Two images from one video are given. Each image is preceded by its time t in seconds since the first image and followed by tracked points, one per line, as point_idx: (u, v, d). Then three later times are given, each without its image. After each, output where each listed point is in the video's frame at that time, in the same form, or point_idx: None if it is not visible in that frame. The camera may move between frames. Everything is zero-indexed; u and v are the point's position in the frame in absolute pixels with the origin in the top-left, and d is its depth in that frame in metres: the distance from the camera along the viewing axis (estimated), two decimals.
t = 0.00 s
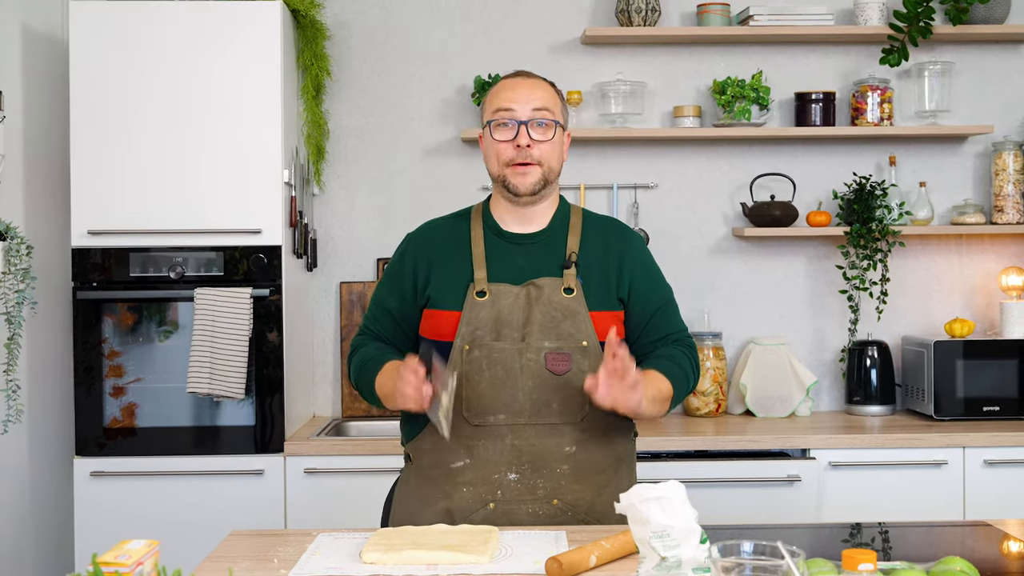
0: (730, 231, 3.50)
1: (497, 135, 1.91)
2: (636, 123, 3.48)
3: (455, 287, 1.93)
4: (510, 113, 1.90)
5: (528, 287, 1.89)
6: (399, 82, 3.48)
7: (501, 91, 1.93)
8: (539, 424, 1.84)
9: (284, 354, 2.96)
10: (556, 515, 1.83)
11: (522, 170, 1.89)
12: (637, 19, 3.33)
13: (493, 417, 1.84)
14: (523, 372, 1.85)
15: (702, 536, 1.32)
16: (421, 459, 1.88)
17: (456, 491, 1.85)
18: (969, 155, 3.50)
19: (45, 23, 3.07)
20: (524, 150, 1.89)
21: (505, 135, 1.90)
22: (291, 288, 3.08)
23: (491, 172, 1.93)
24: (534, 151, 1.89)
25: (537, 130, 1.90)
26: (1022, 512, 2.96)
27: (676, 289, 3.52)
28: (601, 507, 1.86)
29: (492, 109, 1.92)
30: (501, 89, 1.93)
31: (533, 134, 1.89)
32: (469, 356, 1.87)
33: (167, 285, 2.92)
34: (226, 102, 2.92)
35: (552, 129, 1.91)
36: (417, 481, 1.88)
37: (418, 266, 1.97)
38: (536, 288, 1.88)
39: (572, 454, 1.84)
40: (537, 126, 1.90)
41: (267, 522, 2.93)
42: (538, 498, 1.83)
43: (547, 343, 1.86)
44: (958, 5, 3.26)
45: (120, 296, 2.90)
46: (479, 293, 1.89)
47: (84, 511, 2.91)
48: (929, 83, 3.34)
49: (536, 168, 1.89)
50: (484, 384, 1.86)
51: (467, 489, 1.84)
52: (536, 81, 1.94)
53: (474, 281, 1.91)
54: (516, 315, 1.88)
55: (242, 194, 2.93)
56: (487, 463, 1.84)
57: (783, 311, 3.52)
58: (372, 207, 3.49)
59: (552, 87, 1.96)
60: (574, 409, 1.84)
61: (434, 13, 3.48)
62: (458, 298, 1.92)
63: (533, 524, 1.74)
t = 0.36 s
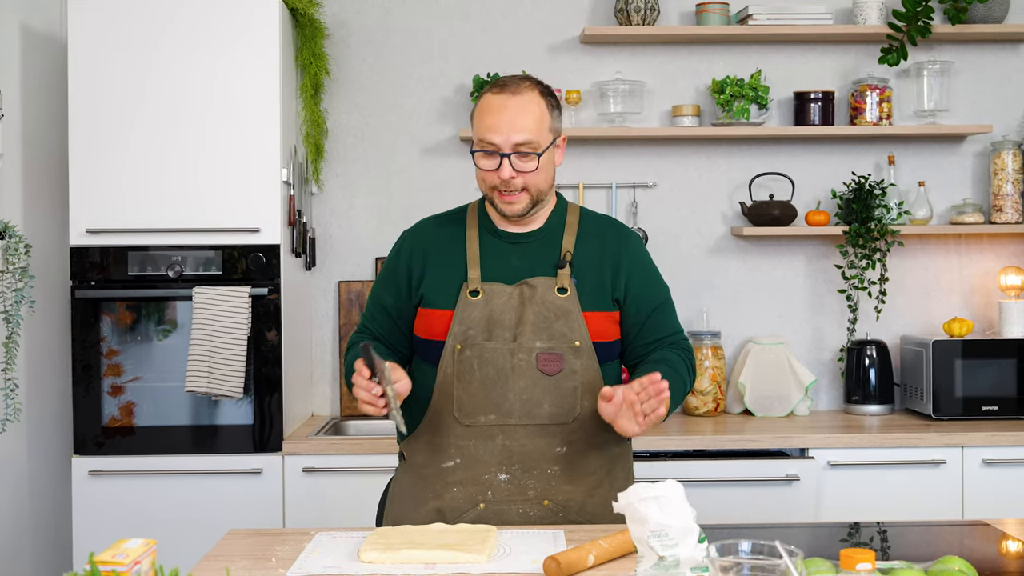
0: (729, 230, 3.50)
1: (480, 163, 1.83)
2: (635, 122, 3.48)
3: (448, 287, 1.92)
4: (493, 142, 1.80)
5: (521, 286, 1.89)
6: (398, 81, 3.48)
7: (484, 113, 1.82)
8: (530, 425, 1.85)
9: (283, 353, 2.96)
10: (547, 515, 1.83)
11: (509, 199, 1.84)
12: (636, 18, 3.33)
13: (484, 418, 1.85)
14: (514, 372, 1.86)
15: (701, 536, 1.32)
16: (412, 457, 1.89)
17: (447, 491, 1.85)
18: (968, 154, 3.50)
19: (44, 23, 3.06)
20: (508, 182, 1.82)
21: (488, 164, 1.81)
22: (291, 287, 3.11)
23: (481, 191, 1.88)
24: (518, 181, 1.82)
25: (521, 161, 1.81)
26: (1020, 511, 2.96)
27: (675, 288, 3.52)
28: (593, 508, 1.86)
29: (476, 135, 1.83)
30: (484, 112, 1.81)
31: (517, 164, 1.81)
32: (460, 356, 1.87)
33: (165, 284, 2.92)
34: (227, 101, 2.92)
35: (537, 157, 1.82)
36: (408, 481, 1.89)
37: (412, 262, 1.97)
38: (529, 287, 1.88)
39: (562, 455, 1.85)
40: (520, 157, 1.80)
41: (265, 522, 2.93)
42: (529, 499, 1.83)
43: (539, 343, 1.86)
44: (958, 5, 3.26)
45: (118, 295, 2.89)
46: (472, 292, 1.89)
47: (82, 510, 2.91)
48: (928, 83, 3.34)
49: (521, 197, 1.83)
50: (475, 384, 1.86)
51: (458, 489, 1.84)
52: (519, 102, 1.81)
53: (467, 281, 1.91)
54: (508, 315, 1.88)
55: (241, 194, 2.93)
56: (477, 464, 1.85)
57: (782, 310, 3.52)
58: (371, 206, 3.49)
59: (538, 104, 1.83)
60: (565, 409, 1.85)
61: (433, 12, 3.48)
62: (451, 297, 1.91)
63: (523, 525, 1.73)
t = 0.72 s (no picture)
0: (727, 230, 3.50)
1: (470, 162, 1.83)
2: (634, 122, 3.48)
3: (441, 284, 1.93)
4: (482, 141, 1.80)
5: (513, 285, 1.89)
6: (396, 80, 3.48)
7: (474, 112, 1.82)
8: (521, 425, 1.85)
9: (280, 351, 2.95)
10: (539, 515, 1.83)
11: (498, 197, 1.83)
12: (635, 18, 3.33)
13: (476, 418, 1.85)
14: (506, 372, 1.85)
15: (698, 536, 1.31)
16: (406, 456, 1.89)
17: (439, 490, 1.85)
18: (966, 155, 3.51)
19: (42, 21, 3.06)
20: (498, 180, 1.81)
21: (478, 163, 1.81)
22: (286, 286, 3.06)
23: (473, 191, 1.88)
24: (508, 179, 1.82)
25: (509, 159, 1.80)
26: (1018, 512, 2.96)
27: (673, 288, 3.52)
28: (587, 508, 1.85)
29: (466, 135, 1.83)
30: (474, 111, 1.82)
31: (506, 163, 1.81)
32: (452, 356, 1.87)
33: (163, 283, 2.91)
34: (227, 99, 2.92)
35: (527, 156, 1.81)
36: (403, 480, 1.89)
37: (404, 259, 1.98)
38: (522, 286, 1.88)
39: (554, 454, 1.85)
40: (508, 155, 1.80)
41: (262, 521, 2.93)
42: (522, 499, 1.84)
43: (530, 342, 1.86)
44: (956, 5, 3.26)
45: (116, 294, 2.89)
46: (465, 291, 1.89)
47: (80, 509, 2.91)
48: (926, 83, 3.34)
49: (511, 196, 1.83)
50: (467, 384, 1.85)
51: (451, 489, 1.85)
52: (507, 101, 1.81)
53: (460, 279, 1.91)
54: (500, 314, 1.88)
55: (239, 191, 2.92)
56: (469, 464, 1.85)
57: (780, 310, 3.52)
58: (369, 205, 3.49)
59: (526, 102, 1.82)
60: (557, 409, 1.84)
61: (431, 11, 3.47)
62: (444, 295, 1.92)
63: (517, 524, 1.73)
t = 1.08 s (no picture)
0: (726, 229, 3.50)
1: (465, 161, 1.83)
2: (632, 120, 3.48)
3: (436, 283, 1.93)
4: (477, 139, 1.80)
5: (508, 284, 1.89)
6: (395, 79, 3.47)
7: (469, 111, 1.82)
8: (516, 423, 1.84)
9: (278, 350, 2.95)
10: (535, 514, 1.82)
11: (494, 197, 1.83)
12: (634, 17, 3.33)
13: (471, 416, 1.84)
14: (501, 371, 1.85)
15: (697, 535, 1.31)
16: (402, 454, 1.89)
17: (434, 489, 1.84)
18: (965, 154, 3.51)
19: (41, 19, 3.05)
20: (493, 179, 1.81)
21: (473, 161, 1.81)
22: (285, 284, 3.07)
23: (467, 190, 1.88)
24: (503, 178, 1.82)
25: (505, 158, 1.80)
26: (1016, 511, 2.97)
27: (672, 287, 3.52)
28: (582, 506, 1.85)
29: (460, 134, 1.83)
30: (470, 110, 1.82)
31: (501, 162, 1.81)
32: (447, 354, 1.87)
33: (162, 282, 2.91)
34: (227, 98, 2.91)
35: (522, 155, 1.81)
36: (399, 479, 1.89)
37: (399, 257, 1.98)
38: (517, 284, 1.88)
39: (549, 453, 1.84)
40: (504, 154, 1.80)
41: (260, 520, 2.92)
42: (517, 497, 1.83)
43: (525, 340, 1.86)
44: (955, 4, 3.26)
45: (114, 292, 2.88)
46: (460, 289, 1.89)
47: (78, 507, 2.91)
48: (925, 83, 3.34)
49: (506, 195, 1.83)
50: (462, 383, 1.85)
51: (445, 488, 1.84)
52: (503, 99, 1.81)
53: (455, 277, 1.91)
54: (495, 313, 1.88)
55: (238, 190, 2.92)
56: (464, 462, 1.84)
57: (778, 309, 3.52)
58: (367, 204, 3.48)
59: (523, 102, 1.83)
60: (552, 408, 1.84)
61: (430, 10, 3.47)
62: (439, 294, 1.92)
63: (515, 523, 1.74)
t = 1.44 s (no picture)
0: (725, 227, 3.50)
1: (466, 152, 1.81)
2: (631, 118, 3.48)
3: (433, 282, 1.92)
4: (479, 128, 1.79)
5: (507, 283, 1.88)
6: (393, 77, 3.47)
7: (471, 101, 1.81)
8: (516, 422, 1.84)
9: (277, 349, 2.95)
10: (534, 513, 1.83)
11: (496, 187, 1.82)
12: (632, 15, 3.33)
13: (470, 416, 1.84)
14: (500, 370, 1.85)
15: (695, 534, 1.31)
16: (401, 454, 1.89)
17: (433, 489, 1.85)
18: (964, 152, 3.51)
19: (39, 17, 3.05)
20: (495, 168, 1.80)
21: (475, 151, 1.80)
22: (286, 283, 3.09)
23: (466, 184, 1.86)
24: (506, 168, 1.81)
25: (508, 146, 1.80)
26: (1015, 509, 2.97)
27: (671, 285, 3.52)
28: (581, 505, 1.85)
29: (461, 124, 1.82)
30: (470, 100, 1.81)
31: (503, 151, 1.80)
32: (446, 354, 1.86)
33: (160, 280, 2.91)
34: (227, 98, 2.91)
35: (524, 143, 1.81)
36: (398, 478, 1.89)
37: (398, 256, 1.98)
38: (515, 284, 1.87)
39: (548, 452, 1.84)
40: (507, 143, 1.79)
41: (259, 518, 2.92)
42: (516, 497, 1.83)
43: (524, 340, 1.85)
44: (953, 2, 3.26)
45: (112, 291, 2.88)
46: (457, 289, 1.88)
47: (77, 506, 2.91)
48: (924, 81, 3.34)
49: (508, 186, 1.82)
50: (460, 382, 1.85)
51: (444, 488, 1.84)
52: (505, 88, 1.81)
53: (452, 276, 1.91)
54: (493, 312, 1.87)
55: (237, 189, 2.91)
56: (463, 462, 1.84)
57: (777, 308, 3.52)
58: (366, 202, 3.48)
59: (525, 92, 1.83)
60: (552, 407, 1.84)
61: (428, 8, 3.47)
62: (436, 293, 1.91)
63: (515, 522, 1.74)
